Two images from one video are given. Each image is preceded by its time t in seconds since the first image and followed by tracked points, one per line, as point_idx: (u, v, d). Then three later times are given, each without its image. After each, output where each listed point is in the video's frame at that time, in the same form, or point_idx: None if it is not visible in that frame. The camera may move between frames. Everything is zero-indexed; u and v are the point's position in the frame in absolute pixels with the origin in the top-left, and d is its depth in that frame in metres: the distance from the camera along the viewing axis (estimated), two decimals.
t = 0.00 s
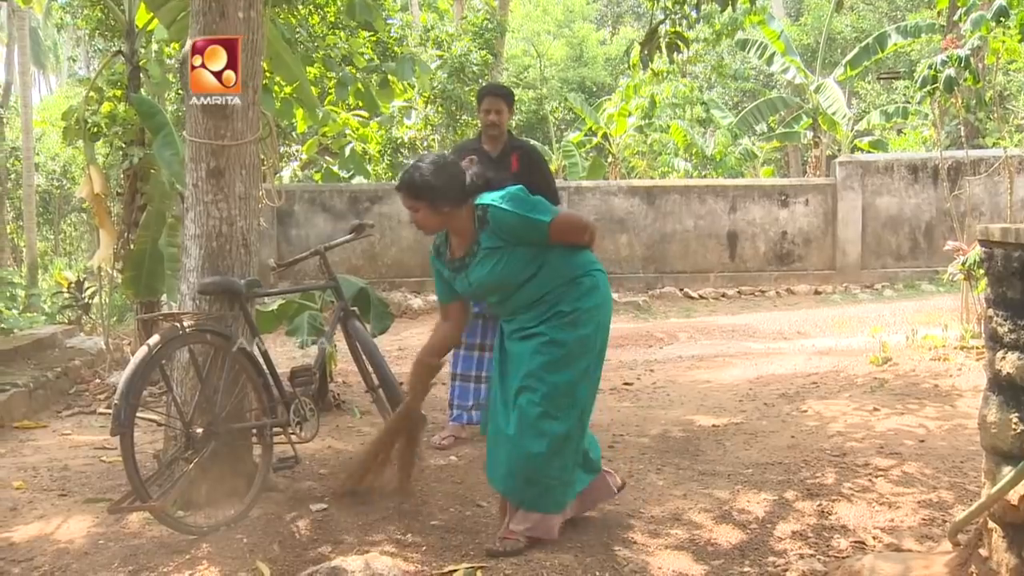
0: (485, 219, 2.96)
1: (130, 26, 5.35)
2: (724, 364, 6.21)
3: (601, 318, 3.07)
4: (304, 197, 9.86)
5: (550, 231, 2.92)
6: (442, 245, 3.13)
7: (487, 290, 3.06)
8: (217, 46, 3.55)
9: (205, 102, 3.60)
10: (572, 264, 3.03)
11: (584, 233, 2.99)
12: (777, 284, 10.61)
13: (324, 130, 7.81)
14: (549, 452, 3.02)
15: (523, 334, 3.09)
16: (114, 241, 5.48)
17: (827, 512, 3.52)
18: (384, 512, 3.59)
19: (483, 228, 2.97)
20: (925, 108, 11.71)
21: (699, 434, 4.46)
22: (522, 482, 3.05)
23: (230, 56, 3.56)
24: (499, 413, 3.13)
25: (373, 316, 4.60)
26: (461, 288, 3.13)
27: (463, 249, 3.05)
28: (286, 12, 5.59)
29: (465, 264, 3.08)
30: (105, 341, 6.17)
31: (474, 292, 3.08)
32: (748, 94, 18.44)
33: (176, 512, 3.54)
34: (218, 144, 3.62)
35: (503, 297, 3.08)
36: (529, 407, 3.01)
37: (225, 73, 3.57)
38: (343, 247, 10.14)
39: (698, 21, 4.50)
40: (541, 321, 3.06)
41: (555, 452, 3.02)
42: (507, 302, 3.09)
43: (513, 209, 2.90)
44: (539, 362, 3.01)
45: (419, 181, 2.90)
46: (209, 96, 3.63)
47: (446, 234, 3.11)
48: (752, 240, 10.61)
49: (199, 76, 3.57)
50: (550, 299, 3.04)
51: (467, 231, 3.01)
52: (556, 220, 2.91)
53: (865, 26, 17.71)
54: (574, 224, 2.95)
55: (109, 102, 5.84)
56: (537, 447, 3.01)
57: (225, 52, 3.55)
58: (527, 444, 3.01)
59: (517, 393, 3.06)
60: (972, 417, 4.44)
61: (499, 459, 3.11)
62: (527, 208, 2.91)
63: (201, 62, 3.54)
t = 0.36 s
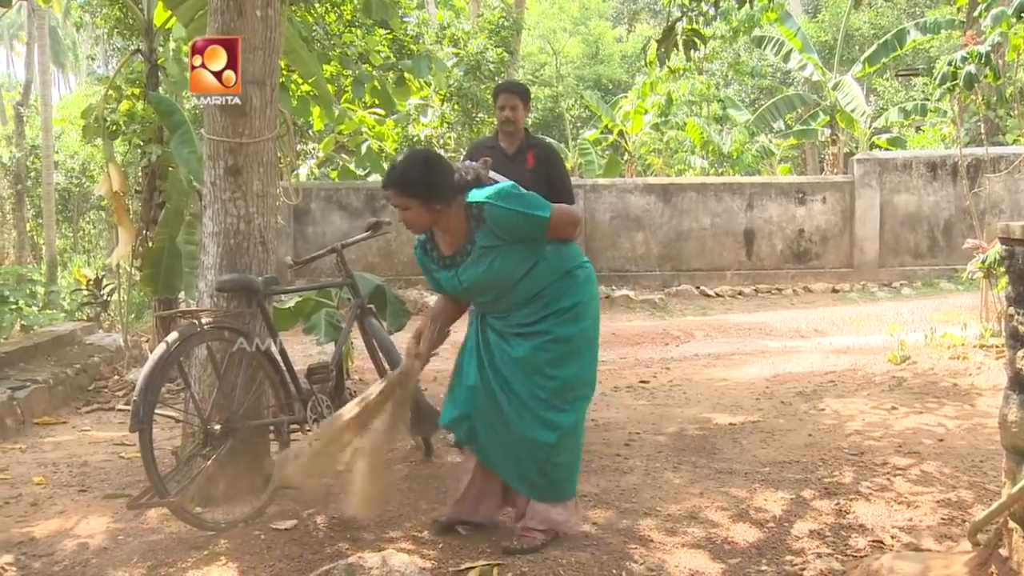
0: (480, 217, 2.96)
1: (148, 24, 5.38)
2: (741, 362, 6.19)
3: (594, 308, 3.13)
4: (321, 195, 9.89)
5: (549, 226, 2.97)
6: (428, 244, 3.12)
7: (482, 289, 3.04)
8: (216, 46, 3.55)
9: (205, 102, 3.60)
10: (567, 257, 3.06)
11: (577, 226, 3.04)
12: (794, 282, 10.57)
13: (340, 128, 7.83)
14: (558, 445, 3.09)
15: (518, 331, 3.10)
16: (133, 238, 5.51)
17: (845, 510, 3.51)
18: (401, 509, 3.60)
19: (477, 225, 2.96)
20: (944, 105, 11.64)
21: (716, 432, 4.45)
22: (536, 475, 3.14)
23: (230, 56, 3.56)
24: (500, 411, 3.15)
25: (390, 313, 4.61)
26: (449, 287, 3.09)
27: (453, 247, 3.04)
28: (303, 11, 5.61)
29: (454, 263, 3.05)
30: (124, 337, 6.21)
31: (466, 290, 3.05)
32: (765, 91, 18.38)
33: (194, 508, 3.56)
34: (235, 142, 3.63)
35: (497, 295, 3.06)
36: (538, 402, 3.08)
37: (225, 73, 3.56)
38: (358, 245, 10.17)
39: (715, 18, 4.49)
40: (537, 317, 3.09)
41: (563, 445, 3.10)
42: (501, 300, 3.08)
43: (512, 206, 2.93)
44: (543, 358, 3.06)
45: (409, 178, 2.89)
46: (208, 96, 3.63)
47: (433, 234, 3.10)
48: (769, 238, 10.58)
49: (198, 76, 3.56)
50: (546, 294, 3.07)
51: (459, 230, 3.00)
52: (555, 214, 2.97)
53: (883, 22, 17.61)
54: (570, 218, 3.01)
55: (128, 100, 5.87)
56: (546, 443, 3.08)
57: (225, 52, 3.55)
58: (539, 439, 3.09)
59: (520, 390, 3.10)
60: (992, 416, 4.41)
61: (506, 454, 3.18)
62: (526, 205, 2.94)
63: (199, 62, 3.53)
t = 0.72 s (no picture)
0: (460, 206, 2.92)
1: (166, 22, 5.41)
2: (757, 359, 6.17)
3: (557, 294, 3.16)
4: (337, 192, 9.92)
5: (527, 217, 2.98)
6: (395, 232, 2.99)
7: (453, 282, 2.96)
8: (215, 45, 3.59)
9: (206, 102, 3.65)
10: (532, 247, 3.07)
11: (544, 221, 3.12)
12: (810, 279, 10.52)
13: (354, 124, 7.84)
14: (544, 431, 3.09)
15: (488, 325, 3.06)
16: (150, 235, 5.55)
17: (862, 508, 3.49)
18: (416, 506, 3.61)
19: (457, 216, 2.91)
20: (962, 101, 11.55)
21: (733, 429, 4.44)
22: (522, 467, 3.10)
23: (230, 56, 3.60)
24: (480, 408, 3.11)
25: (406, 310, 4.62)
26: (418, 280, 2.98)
27: (425, 236, 2.93)
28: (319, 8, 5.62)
29: (424, 254, 2.94)
30: (141, 333, 6.25)
31: (437, 283, 2.97)
32: (781, 87, 18.34)
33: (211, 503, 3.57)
34: (252, 139, 3.64)
35: (468, 288, 2.98)
36: (519, 393, 3.07)
37: (225, 73, 3.59)
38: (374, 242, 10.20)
39: (732, 14, 4.47)
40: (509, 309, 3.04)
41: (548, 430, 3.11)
42: (472, 293, 3.00)
43: (495, 196, 2.92)
44: (519, 348, 3.05)
45: (391, 168, 2.74)
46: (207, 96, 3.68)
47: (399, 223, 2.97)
48: (785, 235, 10.54)
49: (199, 76, 3.59)
50: (517, 285, 3.03)
51: (434, 219, 2.90)
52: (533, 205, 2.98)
53: (901, 18, 17.52)
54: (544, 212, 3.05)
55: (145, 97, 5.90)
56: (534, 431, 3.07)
57: (225, 52, 3.59)
58: (523, 431, 3.07)
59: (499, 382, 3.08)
60: (1011, 414, 4.38)
61: (485, 454, 3.11)
62: (507, 195, 2.94)
63: (199, 62, 3.58)
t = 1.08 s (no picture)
0: (475, 195, 2.93)
1: (184, 17, 5.43)
2: (774, 353, 6.16)
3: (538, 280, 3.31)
4: (353, 185, 9.96)
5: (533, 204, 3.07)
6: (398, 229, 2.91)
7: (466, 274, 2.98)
8: (214, 45, 4.23)
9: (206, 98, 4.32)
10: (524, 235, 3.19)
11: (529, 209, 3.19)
12: (828, 273, 10.48)
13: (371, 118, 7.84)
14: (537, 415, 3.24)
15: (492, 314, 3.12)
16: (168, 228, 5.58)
17: (881, 503, 3.47)
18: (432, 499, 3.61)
19: (472, 206, 2.93)
20: (981, 94, 11.46)
21: (750, 423, 4.43)
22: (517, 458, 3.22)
23: (227, 58, 4.24)
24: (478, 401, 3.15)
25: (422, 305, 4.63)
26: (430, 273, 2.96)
27: (436, 229, 2.89)
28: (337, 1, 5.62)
29: (437, 247, 2.91)
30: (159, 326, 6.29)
31: (450, 274, 2.96)
32: (799, 80, 18.25)
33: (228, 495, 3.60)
34: (270, 133, 3.65)
35: (481, 277, 3.03)
36: (517, 383, 3.18)
37: (223, 74, 4.24)
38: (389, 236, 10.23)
39: (750, 7, 4.44)
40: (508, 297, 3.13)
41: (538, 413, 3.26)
42: (478, 283, 3.05)
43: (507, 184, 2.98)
44: (519, 337, 3.15)
45: (416, 160, 2.70)
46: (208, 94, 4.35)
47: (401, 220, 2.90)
48: (802, 228, 10.49)
49: (199, 77, 4.28)
50: (515, 273, 3.13)
51: (445, 214, 2.88)
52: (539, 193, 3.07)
53: (920, 10, 17.39)
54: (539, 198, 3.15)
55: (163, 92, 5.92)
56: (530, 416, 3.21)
57: (222, 55, 4.22)
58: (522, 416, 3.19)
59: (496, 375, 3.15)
60: None
61: (485, 443, 3.18)
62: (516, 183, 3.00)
63: (200, 63, 4.24)
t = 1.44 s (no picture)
0: (521, 183, 2.96)
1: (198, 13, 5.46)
2: (788, 350, 6.14)
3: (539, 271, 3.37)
4: (366, 181, 9.98)
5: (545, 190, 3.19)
6: (447, 221, 2.83)
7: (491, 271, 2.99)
8: (215, 46, 4.24)
9: (209, 100, 4.31)
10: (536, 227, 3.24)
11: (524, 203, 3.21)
12: (842, 270, 10.43)
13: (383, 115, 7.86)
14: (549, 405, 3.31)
15: (509, 310, 3.15)
16: (182, 224, 5.60)
17: (895, 501, 3.46)
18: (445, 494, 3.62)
19: (518, 193, 2.93)
20: (997, 90, 11.38)
21: (764, 420, 4.42)
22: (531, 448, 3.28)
23: (230, 56, 4.26)
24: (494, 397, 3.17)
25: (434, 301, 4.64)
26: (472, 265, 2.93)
27: (489, 221, 2.88)
28: None
29: (484, 239, 2.90)
30: (174, 322, 6.32)
31: (480, 270, 2.96)
32: (813, 76, 18.19)
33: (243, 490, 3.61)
34: (284, 129, 3.65)
35: (509, 269, 3.04)
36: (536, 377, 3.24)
37: (226, 74, 4.28)
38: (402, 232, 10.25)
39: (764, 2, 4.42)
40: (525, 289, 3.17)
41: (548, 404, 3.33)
42: (505, 276, 3.06)
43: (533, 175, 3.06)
44: (535, 332, 3.22)
45: (484, 152, 2.77)
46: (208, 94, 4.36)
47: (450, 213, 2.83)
48: (816, 225, 10.45)
49: (202, 76, 4.28)
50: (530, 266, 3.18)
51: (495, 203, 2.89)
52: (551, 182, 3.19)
53: (935, 6, 17.30)
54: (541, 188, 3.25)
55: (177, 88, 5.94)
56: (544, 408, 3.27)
57: (224, 53, 4.24)
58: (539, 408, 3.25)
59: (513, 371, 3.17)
60: None
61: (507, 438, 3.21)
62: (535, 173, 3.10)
63: (201, 63, 4.25)
